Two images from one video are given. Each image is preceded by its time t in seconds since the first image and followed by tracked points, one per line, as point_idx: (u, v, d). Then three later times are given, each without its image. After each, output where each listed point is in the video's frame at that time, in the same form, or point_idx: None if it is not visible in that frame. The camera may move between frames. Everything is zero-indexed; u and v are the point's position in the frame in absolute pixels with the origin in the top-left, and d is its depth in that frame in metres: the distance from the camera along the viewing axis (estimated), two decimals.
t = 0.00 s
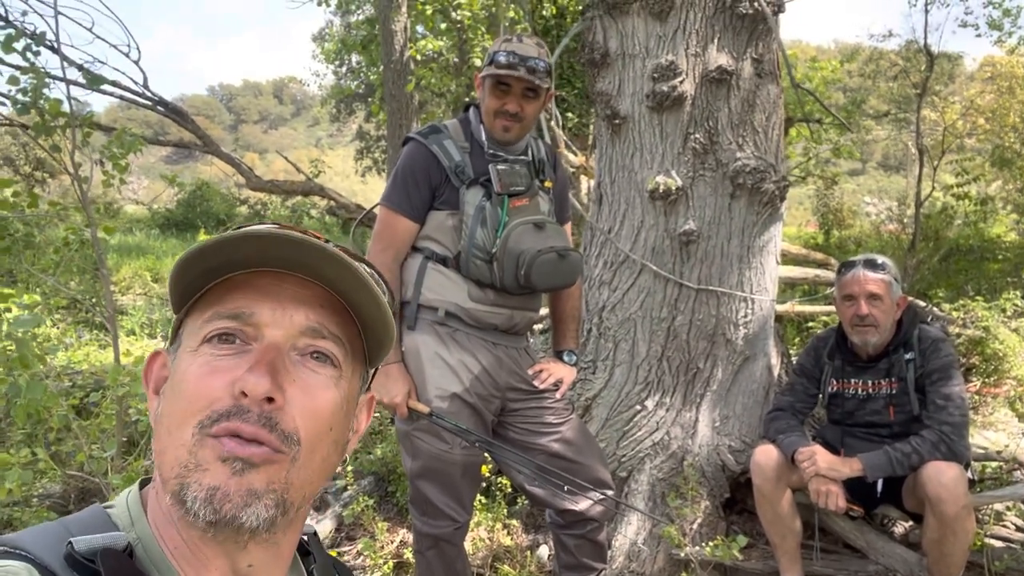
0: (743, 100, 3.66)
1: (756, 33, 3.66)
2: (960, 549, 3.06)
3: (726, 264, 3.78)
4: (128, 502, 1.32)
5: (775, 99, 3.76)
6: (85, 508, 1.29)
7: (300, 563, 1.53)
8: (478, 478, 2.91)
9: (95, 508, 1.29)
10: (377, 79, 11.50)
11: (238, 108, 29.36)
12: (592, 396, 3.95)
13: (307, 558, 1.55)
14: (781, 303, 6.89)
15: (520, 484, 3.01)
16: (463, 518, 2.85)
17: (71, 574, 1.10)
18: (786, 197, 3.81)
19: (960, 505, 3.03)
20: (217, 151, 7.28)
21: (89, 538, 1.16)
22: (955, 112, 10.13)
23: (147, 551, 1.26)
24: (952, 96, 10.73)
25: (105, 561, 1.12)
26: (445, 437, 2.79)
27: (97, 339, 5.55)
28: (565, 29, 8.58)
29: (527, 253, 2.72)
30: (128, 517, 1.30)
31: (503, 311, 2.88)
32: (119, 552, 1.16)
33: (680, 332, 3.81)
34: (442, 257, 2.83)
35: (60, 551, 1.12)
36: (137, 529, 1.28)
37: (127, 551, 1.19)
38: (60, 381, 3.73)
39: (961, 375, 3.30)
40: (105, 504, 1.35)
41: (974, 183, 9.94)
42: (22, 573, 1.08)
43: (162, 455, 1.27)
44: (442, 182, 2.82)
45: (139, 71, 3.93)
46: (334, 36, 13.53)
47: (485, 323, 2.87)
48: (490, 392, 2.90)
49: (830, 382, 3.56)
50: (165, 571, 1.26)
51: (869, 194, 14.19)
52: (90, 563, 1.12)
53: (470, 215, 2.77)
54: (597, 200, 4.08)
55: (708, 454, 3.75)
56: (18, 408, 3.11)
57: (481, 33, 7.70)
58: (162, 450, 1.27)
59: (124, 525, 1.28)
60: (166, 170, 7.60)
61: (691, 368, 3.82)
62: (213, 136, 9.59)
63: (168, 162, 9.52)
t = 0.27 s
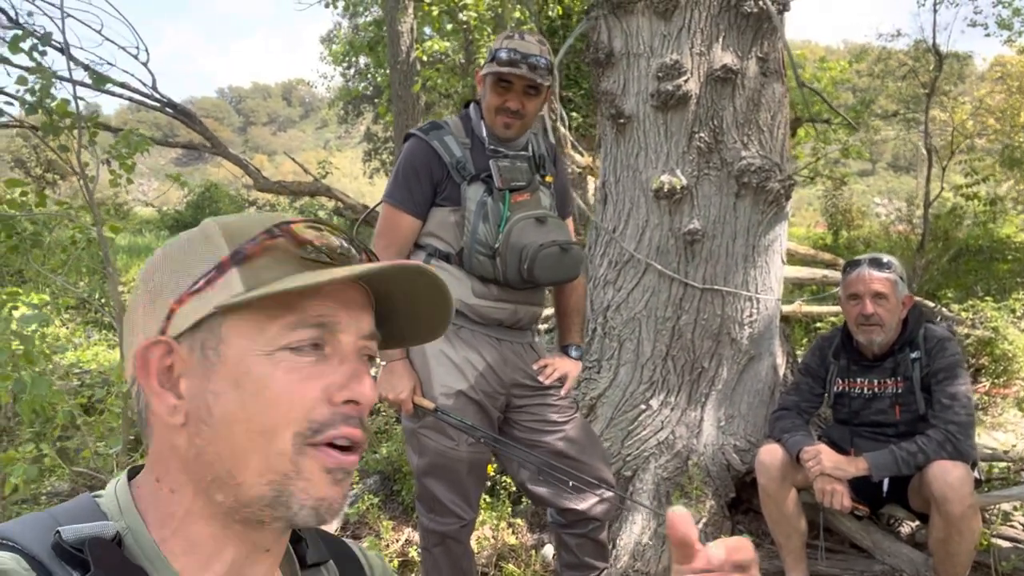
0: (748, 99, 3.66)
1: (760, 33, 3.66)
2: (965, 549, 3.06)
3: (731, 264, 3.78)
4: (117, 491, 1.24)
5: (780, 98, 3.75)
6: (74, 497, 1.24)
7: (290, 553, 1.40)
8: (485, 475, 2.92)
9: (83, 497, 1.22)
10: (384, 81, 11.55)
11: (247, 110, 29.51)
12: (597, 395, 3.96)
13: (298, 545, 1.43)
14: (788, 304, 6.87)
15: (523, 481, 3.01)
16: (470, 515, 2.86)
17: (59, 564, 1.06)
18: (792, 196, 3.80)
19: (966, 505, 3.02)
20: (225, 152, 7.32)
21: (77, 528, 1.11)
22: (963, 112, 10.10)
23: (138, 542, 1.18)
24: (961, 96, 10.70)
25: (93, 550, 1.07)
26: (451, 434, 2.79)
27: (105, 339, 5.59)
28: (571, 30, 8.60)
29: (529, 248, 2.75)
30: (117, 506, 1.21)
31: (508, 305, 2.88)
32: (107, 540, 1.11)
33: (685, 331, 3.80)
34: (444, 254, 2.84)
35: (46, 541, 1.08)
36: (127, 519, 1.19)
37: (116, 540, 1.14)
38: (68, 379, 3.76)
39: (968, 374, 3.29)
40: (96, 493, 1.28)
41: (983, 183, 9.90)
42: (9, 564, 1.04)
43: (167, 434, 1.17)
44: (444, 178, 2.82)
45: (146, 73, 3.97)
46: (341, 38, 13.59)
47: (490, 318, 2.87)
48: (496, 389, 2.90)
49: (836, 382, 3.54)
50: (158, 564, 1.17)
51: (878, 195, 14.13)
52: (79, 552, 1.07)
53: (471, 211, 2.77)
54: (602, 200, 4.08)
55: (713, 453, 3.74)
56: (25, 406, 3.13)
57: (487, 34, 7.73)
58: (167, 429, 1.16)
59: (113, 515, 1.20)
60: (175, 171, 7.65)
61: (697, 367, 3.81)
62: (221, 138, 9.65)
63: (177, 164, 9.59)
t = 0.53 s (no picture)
0: (749, 107, 3.67)
1: (763, 40, 3.66)
2: (962, 556, 3.07)
3: (731, 270, 3.79)
4: (105, 485, 1.23)
5: (781, 106, 3.77)
6: (60, 492, 1.23)
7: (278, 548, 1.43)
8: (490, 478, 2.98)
9: (69, 493, 1.22)
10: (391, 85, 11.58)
11: (254, 113, 29.61)
12: (597, 399, 3.97)
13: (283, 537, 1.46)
14: (791, 310, 6.87)
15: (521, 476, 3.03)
16: (472, 519, 2.91)
17: (51, 560, 1.06)
18: (793, 204, 3.82)
19: (963, 512, 3.03)
20: (231, 155, 7.35)
21: (65, 525, 1.12)
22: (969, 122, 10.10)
23: (128, 537, 1.18)
24: (967, 105, 10.69)
25: (84, 545, 1.08)
26: (460, 435, 2.85)
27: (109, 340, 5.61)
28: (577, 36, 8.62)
29: (530, 241, 2.76)
30: (105, 501, 1.21)
31: (514, 300, 2.90)
32: (96, 537, 1.12)
33: (685, 337, 3.82)
34: (444, 257, 2.86)
35: (36, 538, 1.08)
36: (116, 514, 1.19)
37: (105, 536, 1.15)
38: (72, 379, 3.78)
39: (967, 383, 3.29)
40: (82, 489, 1.27)
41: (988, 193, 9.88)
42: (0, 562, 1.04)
43: (247, 442, 1.21)
44: (434, 179, 2.85)
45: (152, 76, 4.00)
46: (349, 42, 13.63)
47: (498, 316, 2.88)
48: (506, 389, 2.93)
49: (835, 389, 3.55)
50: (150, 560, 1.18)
51: (883, 203, 14.11)
52: (69, 548, 1.08)
53: (467, 211, 2.79)
54: (603, 205, 4.10)
55: (712, 459, 3.75)
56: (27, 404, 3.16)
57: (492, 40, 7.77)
58: (250, 438, 1.21)
59: (101, 510, 1.20)
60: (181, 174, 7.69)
61: (696, 374, 3.83)
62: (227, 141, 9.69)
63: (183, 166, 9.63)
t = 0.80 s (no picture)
0: (750, 117, 3.71)
1: (763, 51, 3.71)
2: (960, 565, 3.08)
3: (731, 278, 3.81)
4: (121, 478, 1.22)
5: (782, 116, 3.80)
6: (73, 486, 1.21)
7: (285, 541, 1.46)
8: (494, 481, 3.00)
9: (86, 485, 1.20)
10: (395, 93, 11.64)
11: (259, 120, 29.74)
12: (597, 407, 3.99)
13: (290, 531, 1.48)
14: (792, 320, 6.88)
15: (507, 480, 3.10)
16: (475, 522, 2.94)
17: (71, 552, 1.06)
18: (792, 213, 3.85)
19: (960, 521, 3.04)
20: (235, 161, 7.39)
21: (89, 519, 1.11)
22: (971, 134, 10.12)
23: (146, 530, 1.17)
24: (970, 117, 10.73)
25: (105, 540, 1.08)
26: (465, 439, 2.86)
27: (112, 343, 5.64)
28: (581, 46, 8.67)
29: (535, 243, 2.78)
30: (122, 493, 1.20)
31: (522, 302, 2.92)
32: (117, 530, 1.11)
33: (685, 345, 3.84)
34: (454, 261, 2.88)
35: (58, 531, 1.07)
36: (133, 506, 1.18)
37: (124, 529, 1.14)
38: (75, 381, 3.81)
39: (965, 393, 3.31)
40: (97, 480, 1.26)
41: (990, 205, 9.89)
42: (23, 553, 1.02)
43: (277, 445, 1.20)
44: (442, 184, 2.87)
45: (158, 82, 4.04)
46: (354, 49, 13.71)
47: (506, 319, 2.90)
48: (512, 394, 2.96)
49: (832, 398, 3.56)
50: (171, 556, 1.17)
51: (886, 215, 14.12)
52: (90, 542, 1.08)
53: (474, 215, 2.82)
54: (604, 213, 4.12)
55: (711, 466, 3.76)
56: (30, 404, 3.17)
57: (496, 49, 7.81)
58: (280, 441, 1.20)
59: (118, 502, 1.19)
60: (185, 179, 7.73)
61: (695, 382, 3.85)
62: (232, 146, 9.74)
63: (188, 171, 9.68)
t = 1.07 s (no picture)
0: (752, 123, 3.71)
1: (765, 58, 3.72)
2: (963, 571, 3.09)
3: (734, 284, 3.82)
4: (109, 476, 1.23)
5: (784, 122, 3.81)
6: (61, 482, 1.23)
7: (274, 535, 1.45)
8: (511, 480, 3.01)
9: (73, 483, 1.21)
10: (399, 100, 11.68)
11: (264, 127, 29.86)
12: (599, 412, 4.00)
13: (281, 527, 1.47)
14: (796, 327, 6.87)
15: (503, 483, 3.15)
16: (494, 522, 2.95)
17: (60, 549, 1.07)
18: (795, 219, 3.85)
19: (963, 527, 3.03)
20: (240, 167, 7.42)
21: (76, 515, 1.12)
22: (976, 141, 10.11)
23: (136, 526, 1.18)
24: (975, 125, 10.71)
25: (95, 536, 1.09)
26: (483, 440, 2.87)
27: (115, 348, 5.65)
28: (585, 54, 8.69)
29: (558, 254, 2.81)
30: (111, 491, 1.20)
31: (538, 312, 2.94)
32: (106, 526, 1.13)
33: (687, 350, 3.84)
34: (474, 265, 2.90)
35: (47, 529, 1.09)
36: (122, 504, 1.19)
37: (113, 524, 1.15)
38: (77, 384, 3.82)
39: (968, 398, 3.30)
40: (84, 478, 1.26)
41: (996, 212, 9.87)
42: (12, 550, 1.04)
43: (271, 443, 1.22)
44: (469, 190, 2.88)
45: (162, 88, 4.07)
46: (359, 57, 13.76)
47: (520, 327, 2.91)
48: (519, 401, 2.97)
49: (835, 404, 3.56)
50: (160, 551, 1.18)
51: (891, 223, 14.09)
52: (80, 538, 1.09)
53: (499, 222, 2.84)
54: (607, 219, 4.12)
55: (713, 472, 3.76)
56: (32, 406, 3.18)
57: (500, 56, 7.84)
58: (274, 439, 1.22)
59: (107, 499, 1.19)
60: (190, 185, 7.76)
61: (697, 387, 3.85)
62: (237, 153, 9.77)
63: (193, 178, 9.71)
